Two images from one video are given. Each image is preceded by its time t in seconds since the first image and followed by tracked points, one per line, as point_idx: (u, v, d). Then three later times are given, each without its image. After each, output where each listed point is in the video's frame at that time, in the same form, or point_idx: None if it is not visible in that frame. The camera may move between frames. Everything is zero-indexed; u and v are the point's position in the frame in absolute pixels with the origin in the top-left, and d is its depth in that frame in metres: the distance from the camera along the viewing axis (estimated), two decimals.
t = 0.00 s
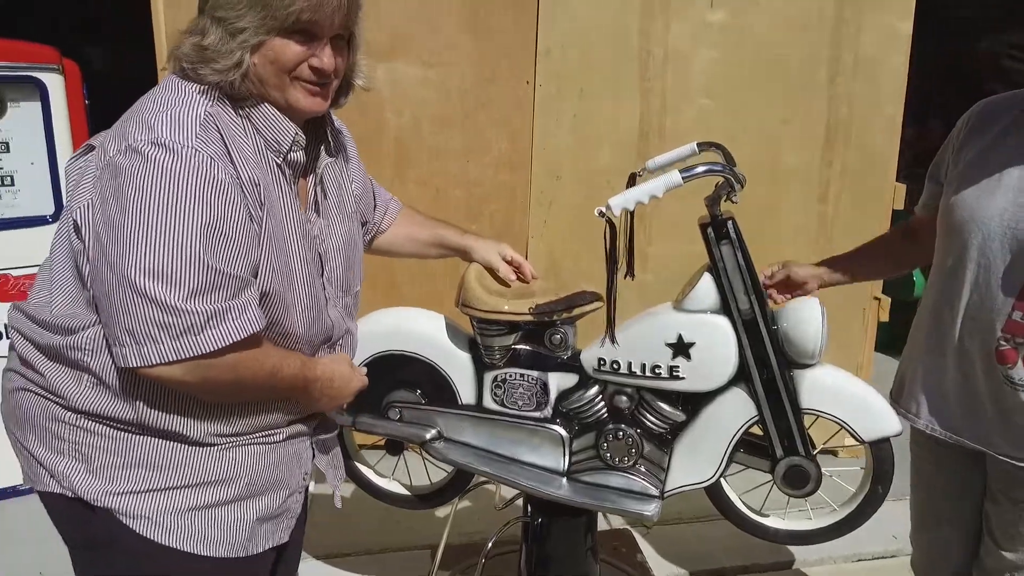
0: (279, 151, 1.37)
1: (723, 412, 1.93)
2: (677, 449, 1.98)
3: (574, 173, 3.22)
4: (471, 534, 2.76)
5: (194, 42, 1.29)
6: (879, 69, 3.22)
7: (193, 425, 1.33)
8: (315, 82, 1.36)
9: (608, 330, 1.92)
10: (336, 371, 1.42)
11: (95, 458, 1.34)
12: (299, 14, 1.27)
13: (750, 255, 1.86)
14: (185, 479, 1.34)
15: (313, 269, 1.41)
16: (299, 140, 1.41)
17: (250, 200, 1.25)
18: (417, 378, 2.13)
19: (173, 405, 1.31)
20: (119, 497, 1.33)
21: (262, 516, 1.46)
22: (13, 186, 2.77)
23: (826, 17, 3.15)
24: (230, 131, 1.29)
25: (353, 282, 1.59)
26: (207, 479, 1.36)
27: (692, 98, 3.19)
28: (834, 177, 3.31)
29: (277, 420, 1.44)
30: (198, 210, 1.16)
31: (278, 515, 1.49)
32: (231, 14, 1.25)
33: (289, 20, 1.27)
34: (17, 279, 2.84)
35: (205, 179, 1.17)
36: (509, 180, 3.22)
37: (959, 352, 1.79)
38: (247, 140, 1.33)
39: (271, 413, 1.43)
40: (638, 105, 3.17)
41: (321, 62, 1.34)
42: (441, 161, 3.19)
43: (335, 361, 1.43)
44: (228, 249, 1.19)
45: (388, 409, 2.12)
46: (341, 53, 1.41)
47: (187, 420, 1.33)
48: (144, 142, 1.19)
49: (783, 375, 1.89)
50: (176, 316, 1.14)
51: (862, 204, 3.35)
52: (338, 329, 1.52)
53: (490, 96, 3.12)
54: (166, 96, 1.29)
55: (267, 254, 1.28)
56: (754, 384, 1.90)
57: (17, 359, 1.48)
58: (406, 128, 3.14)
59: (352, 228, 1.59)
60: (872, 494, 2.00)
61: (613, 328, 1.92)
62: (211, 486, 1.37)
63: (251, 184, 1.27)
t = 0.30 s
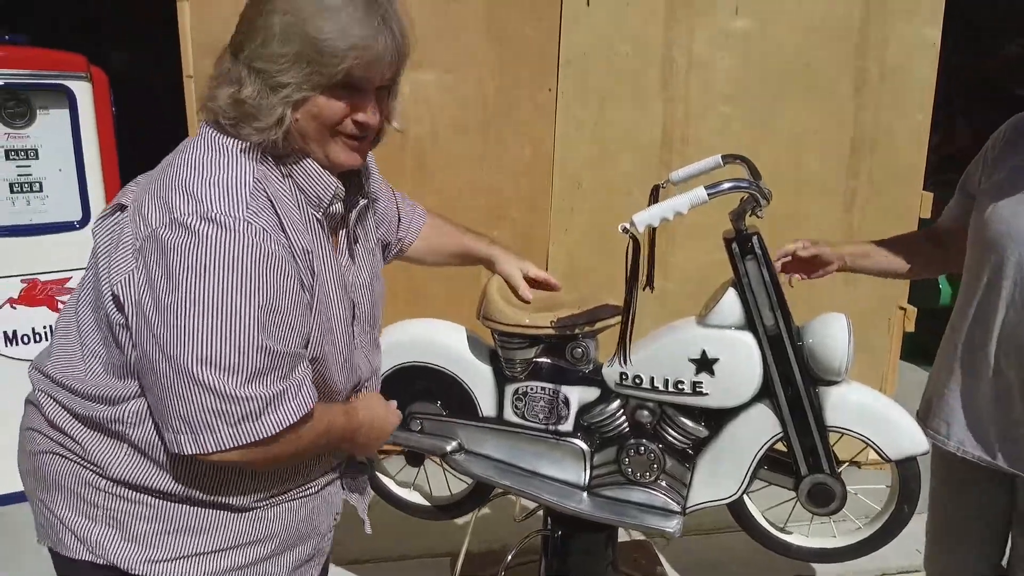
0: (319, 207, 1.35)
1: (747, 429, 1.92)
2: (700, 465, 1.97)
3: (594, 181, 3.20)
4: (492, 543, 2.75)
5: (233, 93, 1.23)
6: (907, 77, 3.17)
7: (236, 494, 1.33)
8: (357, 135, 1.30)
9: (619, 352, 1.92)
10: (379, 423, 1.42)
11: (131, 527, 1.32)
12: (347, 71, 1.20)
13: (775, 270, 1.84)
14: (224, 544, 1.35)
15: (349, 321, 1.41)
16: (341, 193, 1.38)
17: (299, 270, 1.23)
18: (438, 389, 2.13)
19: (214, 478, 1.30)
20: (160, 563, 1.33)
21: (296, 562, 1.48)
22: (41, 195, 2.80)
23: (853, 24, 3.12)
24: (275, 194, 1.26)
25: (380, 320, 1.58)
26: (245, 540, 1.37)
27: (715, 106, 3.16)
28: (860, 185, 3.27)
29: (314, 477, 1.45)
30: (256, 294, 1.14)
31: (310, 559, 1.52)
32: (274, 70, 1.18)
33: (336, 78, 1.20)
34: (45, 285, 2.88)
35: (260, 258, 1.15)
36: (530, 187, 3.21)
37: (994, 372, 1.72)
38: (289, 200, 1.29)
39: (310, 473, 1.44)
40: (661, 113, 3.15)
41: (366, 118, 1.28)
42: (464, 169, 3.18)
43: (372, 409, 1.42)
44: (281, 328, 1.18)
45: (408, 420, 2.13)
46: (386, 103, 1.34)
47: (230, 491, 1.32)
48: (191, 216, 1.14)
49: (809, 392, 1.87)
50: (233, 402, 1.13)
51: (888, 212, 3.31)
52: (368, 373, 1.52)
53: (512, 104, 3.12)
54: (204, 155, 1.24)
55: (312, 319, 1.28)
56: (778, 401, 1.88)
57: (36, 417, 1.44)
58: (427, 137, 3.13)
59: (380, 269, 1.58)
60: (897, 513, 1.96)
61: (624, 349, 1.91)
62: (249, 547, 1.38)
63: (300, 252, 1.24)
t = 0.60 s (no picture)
0: (355, 252, 1.29)
1: (754, 435, 1.91)
2: (706, 470, 1.96)
3: (607, 184, 3.20)
4: (498, 545, 2.75)
5: (276, 144, 1.13)
6: (923, 80, 3.14)
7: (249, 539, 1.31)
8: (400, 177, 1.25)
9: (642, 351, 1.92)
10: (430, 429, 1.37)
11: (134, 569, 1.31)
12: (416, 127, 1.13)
13: (784, 276, 1.83)
14: None
15: (373, 357, 1.38)
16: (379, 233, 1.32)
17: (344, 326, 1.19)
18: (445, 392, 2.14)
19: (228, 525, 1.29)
20: None
21: None
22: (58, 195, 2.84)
23: (869, 27, 3.09)
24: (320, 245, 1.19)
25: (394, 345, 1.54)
26: None
27: (729, 108, 3.15)
28: (875, 188, 3.24)
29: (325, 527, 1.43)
30: (312, 365, 1.10)
31: None
32: (334, 126, 1.08)
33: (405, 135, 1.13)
34: (61, 284, 2.92)
35: (315, 326, 1.10)
36: (541, 189, 3.20)
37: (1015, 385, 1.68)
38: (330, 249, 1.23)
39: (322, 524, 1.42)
40: (673, 116, 3.14)
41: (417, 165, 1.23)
42: (476, 171, 3.16)
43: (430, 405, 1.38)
44: (332, 394, 1.15)
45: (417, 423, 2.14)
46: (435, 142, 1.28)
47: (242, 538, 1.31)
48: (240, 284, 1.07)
49: (817, 400, 1.86)
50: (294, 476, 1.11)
51: (903, 214, 3.28)
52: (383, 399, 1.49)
53: (524, 107, 3.11)
54: (234, 204, 1.14)
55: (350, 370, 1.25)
56: (786, 407, 1.88)
57: (27, 449, 1.39)
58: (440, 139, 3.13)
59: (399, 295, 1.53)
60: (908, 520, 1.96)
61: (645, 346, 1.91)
62: None
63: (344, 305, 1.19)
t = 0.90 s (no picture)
0: (343, 234, 1.25)
1: (748, 427, 1.90)
2: (700, 463, 1.95)
3: (608, 179, 3.19)
4: (495, 540, 2.74)
5: (241, 115, 1.14)
6: (926, 76, 3.12)
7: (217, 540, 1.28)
8: (386, 173, 1.20)
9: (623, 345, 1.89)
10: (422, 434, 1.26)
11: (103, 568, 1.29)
12: (388, 123, 1.06)
13: (777, 267, 1.82)
14: None
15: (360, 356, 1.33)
16: (369, 216, 1.27)
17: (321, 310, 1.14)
18: (441, 383, 2.14)
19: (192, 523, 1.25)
20: None
21: None
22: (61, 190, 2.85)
23: (871, 23, 3.08)
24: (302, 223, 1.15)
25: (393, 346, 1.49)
26: None
27: (731, 104, 3.13)
28: (878, 185, 3.22)
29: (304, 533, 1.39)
30: (276, 344, 1.04)
31: None
32: (299, 109, 1.05)
33: (374, 129, 1.06)
34: (64, 278, 2.94)
35: (283, 303, 1.05)
36: (541, 185, 3.20)
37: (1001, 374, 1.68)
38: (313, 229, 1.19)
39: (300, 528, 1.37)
40: (675, 112, 3.14)
41: (400, 162, 1.17)
42: (476, 167, 3.16)
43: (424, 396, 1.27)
44: (298, 378, 1.08)
45: (411, 415, 2.14)
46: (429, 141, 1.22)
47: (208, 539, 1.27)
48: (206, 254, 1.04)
49: (810, 392, 1.85)
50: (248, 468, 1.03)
51: (905, 212, 3.26)
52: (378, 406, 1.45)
53: (525, 102, 3.10)
54: (218, 176, 1.13)
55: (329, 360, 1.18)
56: (780, 399, 1.87)
57: (13, 437, 1.41)
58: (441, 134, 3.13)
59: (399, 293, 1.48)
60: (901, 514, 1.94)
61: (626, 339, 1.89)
62: None
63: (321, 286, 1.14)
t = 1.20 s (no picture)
0: (290, 235, 1.27)
1: (745, 429, 1.90)
2: (697, 465, 1.95)
3: (608, 179, 3.19)
4: (494, 541, 2.75)
5: (195, 101, 1.18)
6: (927, 76, 3.11)
7: (171, 528, 1.30)
8: (335, 155, 1.21)
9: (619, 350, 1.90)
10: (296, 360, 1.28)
11: (76, 553, 1.33)
12: (311, 81, 1.10)
13: (774, 269, 1.82)
14: None
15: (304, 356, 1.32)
16: (319, 222, 1.30)
17: (221, 304, 1.16)
18: (440, 385, 2.14)
19: (143, 508, 1.28)
20: None
21: None
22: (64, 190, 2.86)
23: (873, 23, 3.07)
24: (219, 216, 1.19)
25: (387, 360, 1.49)
26: None
27: (732, 104, 3.13)
28: (878, 186, 3.22)
29: (268, 531, 1.38)
30: (147, 332, 1.10)
31: None
32: (233, 77, 1.12)
33: (297, 88, 1.11)
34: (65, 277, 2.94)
35: (151, 289, 1.10)
36: (541, 185, 3.19)
37: (993, 375, 1.68)
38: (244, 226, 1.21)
39: (263, 526, 1.37)
40: (674, 112, 3.13)
41: (343, 135, 1.18)
42: (476, 167, 3.16)
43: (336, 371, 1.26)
44: (168, 362, 1.12)
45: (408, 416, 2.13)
46: (382, 120, 1.23)
47: (163, 528, 1.30)
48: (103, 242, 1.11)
49: (807, 394, 1.85)
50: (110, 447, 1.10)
51: (906, 212, 3.25)
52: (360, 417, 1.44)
53: (526, 102, 3.10)
54: (147, 172, 1.21)
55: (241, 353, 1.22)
56: (776, 401, 1.87)
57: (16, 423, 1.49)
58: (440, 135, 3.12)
59: (387, 301, 1.47)
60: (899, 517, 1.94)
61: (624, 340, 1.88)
62: None
63: (224, 278, 1.16)
